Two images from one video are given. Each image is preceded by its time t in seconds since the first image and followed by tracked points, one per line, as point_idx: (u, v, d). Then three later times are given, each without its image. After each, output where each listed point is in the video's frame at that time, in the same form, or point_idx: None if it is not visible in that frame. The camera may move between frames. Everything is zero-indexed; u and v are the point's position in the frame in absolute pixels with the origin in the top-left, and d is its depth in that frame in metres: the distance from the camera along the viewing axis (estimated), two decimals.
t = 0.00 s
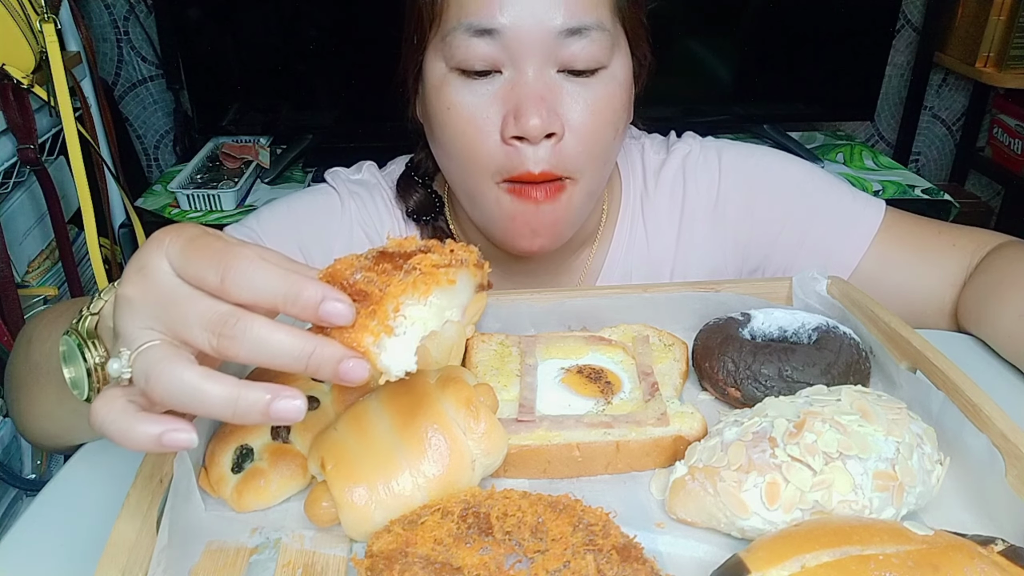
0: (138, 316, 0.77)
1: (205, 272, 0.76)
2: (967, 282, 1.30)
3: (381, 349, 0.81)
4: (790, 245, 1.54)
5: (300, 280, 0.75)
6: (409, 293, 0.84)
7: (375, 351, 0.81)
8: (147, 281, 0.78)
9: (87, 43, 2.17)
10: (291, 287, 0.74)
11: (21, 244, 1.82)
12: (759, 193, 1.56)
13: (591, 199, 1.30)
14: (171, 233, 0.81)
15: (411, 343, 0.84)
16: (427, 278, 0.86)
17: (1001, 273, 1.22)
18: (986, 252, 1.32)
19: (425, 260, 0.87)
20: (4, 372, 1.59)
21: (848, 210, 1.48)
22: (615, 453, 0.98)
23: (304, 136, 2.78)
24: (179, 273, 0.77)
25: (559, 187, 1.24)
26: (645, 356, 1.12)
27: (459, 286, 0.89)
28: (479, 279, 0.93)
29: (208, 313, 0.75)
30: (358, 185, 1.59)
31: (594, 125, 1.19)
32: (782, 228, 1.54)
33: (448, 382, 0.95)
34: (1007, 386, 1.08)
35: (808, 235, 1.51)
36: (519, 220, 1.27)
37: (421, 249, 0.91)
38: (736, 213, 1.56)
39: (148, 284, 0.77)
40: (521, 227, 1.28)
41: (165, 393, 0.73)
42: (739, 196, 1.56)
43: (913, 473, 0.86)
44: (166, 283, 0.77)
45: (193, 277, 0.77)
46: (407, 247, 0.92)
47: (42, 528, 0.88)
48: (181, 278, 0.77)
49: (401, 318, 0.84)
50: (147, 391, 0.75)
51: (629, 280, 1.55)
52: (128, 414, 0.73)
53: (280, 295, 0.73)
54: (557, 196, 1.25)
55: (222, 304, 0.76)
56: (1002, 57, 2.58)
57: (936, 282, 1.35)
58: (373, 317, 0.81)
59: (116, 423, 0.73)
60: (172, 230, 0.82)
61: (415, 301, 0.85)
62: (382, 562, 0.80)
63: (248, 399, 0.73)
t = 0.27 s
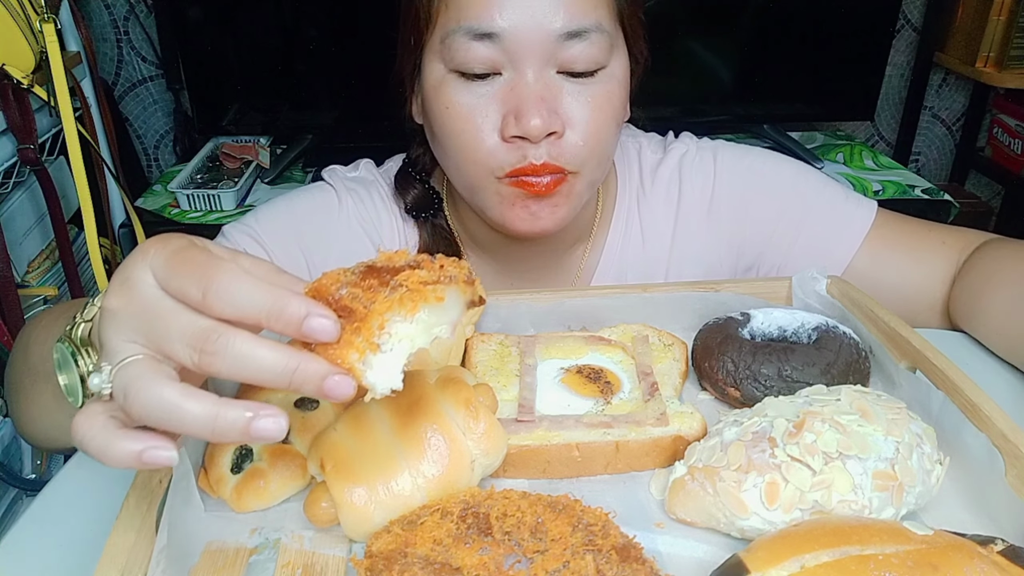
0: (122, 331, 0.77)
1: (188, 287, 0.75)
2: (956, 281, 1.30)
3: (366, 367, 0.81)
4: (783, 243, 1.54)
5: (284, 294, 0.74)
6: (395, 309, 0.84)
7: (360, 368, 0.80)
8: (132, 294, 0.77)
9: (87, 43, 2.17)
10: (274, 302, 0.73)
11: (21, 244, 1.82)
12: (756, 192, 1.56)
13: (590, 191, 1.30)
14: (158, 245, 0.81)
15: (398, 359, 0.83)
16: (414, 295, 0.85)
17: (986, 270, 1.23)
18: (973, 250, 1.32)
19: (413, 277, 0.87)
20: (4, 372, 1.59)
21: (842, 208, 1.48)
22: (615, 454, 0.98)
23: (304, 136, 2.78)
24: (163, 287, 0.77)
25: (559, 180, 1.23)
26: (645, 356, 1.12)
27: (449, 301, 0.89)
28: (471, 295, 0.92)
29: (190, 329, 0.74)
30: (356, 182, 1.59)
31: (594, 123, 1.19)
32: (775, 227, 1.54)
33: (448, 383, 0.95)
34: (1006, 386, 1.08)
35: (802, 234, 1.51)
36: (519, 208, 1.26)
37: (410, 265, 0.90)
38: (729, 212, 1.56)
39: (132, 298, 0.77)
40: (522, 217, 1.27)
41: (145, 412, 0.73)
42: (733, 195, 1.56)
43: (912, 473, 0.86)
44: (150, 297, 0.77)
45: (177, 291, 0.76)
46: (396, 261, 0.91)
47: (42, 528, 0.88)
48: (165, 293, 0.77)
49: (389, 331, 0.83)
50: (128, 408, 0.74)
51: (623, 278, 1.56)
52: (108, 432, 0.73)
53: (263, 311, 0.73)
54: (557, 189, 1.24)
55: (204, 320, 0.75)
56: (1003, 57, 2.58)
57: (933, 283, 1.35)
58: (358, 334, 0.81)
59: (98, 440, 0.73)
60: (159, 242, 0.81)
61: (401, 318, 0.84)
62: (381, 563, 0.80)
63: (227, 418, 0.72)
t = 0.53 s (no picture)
0: (117, 338, 0.78)
1: (181, 294, 0.75)
2: (954, 281, 1.30)
3: (361, 374, 0.81)
4: (780, 243, 1.54)
5: (278, 301, 0.74)
6: (390, 316, 0.84)
7: (355, 375, 0.80)
8: (126, 301, 0.77)
9: (87, 43, 2.17)
10: (268, 310, 0.73)
11: (21, 244, 1.82)
12: (755, 193, 1.56)
13: (589, 208, 1.32)
14: (153, 251, 0.81)
15: (393, 367, 0.83)
16: (409, 302, 0.85)
17: (984, 271, 1.22)
18: (971, 252, 1.32)
19: (407, 284, 0.86)
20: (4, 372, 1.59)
21: (839, 209, 1.49)
22: (615, 454, 0.98)
23: (304, 136, 2.78)
24: (157, 294, 0.77)
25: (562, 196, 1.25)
26: (645, 356, 1.12)
27: (444, 309, 0.89)
28: (467, 301, 0.93)
29: (184, 336, 0.75)
30: (357, 181, 1.59)
31: (603, 131, 1.20)
32: (774, 227, 1.54)
33: (449, 383, 0.95)
34: (1005, 386, 1.08)
35: (799, 233, 1.51)
36: (523, 220, 1.27)
37: (405, 271, 0.90)
38: (728, 212, 1.56)
39: (127, 305, 0.77)
40: (526, 227, 1.28)
41: (137, 419, 0.73)
42: (733, 195, 1.57)
43: (912, 473, 0.86)
44: (144, 305, 0.77)
45: (170, 299, 0.76)
46: (391, 267, 0.91)
47: (42, 528, 0.88)
48: (160, 300, 0.77)
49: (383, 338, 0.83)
50: (120, 415, 0.74)
51: (624, 277, 1.56)
52: (102, 439, 0.74)
53: (256, 319, 0.72)
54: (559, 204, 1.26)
55: (198, 327, 0.75)
56: (1002, 57, 2.58)
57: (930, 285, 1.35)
58: (352, 342, 0.80)
59: (92, 448, 0.74)
60: (155, 247, 0.81)
61: (395, 325, 0.84)
62: (381, 562, 0.80)
63: (220, 425, 0.72)
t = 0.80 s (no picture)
0: (109, 346, 0.77)
1: (173, 304, 0.75)
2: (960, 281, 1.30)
3: (355, 386, 0.81)
4: (789, 242, 1.54)
5: (271, 311, 0.73)
6: (383, 329, 0.83)
7: (348, 386, 0.80)
8: (119, 309, 0.77)
9: (87, 43, 2.17)
10: (259, 320, 0.72)
11: (21, 244, 1.82)
12: (759, 193, 1.56)
13: (605, 208, 1.32)
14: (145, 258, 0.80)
15: (387, 378, 0.83)
16: (402, 314, 0.83)
17: (994, 271, 1.23)
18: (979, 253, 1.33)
19: (401, 295, 0.84)
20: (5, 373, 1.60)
21: (847, 212, 1.49)
22: (615, 454, 0.98)
23: (304, 136, 2.78)
24: (149, 303, 0.76)
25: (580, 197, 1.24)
26: (645, 356, 1.12)
27: (439, 319, 0.86)
28: (463, 313, 0.89)
29: (175, 346, 0.74)
30: (359, 180, 1.58)
31: (623, 138, 1.20)
32: (782, 226, 1.54)
33: (449, 383, 0.95)
34: (1009, 386, 1.08)
35: (808, 232, 1.52)
36: (536, 219, 1.27)
37: (400, 281, 0.87)
38: (738, 210, 1.57)
39: (119, 313, 0.77)
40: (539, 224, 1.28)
41: (128, 431, 0.73)
42: (741, 194, 1.57)
43: (912, 473, 0.86)
44: (136, 313, 0.76)
45: (162, 308, 0.75)
46: (386, 276, 0.88)
47: (42, 528, 0.88)
48: (152, 308, 0.76)
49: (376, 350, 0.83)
50: (111, 427, 0.74)
51: (630, 276, 1.54)
52: (94, 450, 0.73)
53: (248, 329, 0.72)
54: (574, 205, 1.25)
55: (189, 337, 0.74)
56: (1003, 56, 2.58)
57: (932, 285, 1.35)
58: (344, 352, 0.80)
59: (83, 458, 0.73)
60: (148, 254, 0.81)
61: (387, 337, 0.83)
62: (382, 562, 0.80)
63: (211, 437, 0.72)
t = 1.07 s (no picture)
0: (106, 356, 0.77)
1: (170, 314, 0.74)
2: (963, 282, 1.30)
3: (354, 395, 0.80)
4: (791, 242, 1.55)
5: (269, 321, 0.73)
6: (381, 339, 0.81)
7: (347, 395, 0.79)
8: (115, 319, 0.76)
9: (87, 43, 2.17)
10: (258, 330, 0.72)
11: (21, 244, 1.82)
12: (761, 193, 1.56)
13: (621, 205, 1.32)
14: (142, 267, 0.80)
15: (387, 388, 0.83)
16: (401, 324, 0.82)
17: (996, 271, 1.23)
18: (982, 254, 1.33)
19: (399, 306, 0.82)
20: (5, 373, 1.60)
21: (849, 213, 1.49)
22: (615, 453, 0.98)
23: (304, 135, 2.78)
24: (146, 313, 0.76)
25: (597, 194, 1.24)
26: (645, 356, 1.12)
27: (439, 329, 0.85)
28: (463, 323, 0.86)
29: (173, 357, 0.74)
30: (360, 179, 1.58)
31: (636, 140, 1.20)
32: (784, 227, 1.55)
33: (449, 383, 0.96)
34: (1011, 386, 1.08)
35: (811, 232, 1.52)
36: (552, 215, 1.26)
37: (399, 290, 0.86)
38: (741, 211, 1.56)
39: (116, 323, 0.76)
40: (555, 221, 1.27)
41: (126, 442, 0.72)
42: (744, 194, 1.57)
43: (912, 473, 0.86)
44: (133, 323, 0.76)
45: (159, 318, 0.75)
46: (386, 285, 0.87)
47: (41, 528, 0.88)
48: (149, 319, 0.76)
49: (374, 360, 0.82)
50: (109, 438, 0.74)
51: (632, 275, 1.54)
52: (91, 461, 0.73)
53: (246, 340, 0.72)
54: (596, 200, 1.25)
55: (186, 347, 0.74)
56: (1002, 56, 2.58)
57: (933, 285, 1.35)
58: (343, 363, 0.79)
59: (80, 469, 0.73)
60: (145, 263, 0.80)
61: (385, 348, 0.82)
62: (382, 562, 0.80)
63: (209, 448, 0.71)
